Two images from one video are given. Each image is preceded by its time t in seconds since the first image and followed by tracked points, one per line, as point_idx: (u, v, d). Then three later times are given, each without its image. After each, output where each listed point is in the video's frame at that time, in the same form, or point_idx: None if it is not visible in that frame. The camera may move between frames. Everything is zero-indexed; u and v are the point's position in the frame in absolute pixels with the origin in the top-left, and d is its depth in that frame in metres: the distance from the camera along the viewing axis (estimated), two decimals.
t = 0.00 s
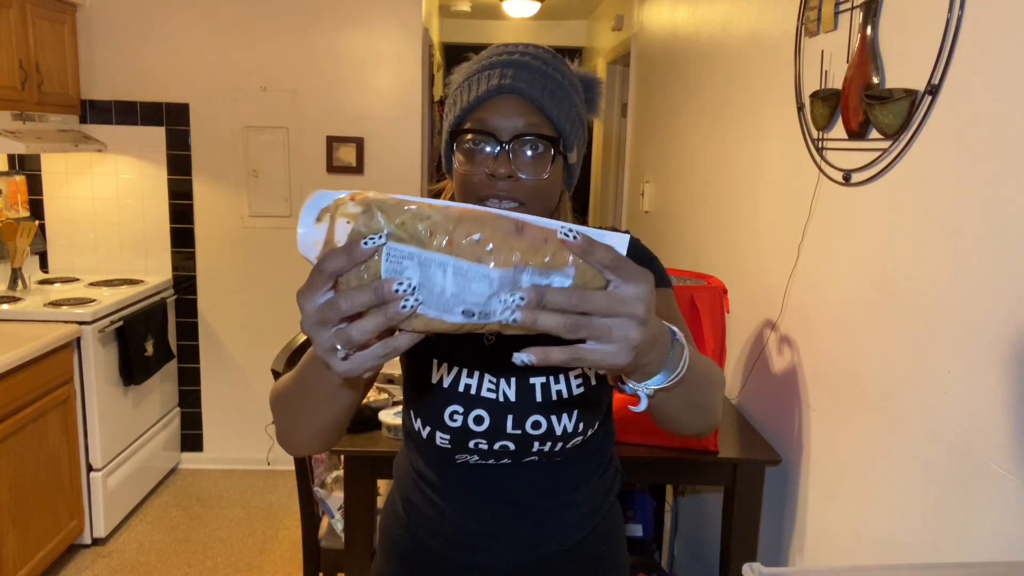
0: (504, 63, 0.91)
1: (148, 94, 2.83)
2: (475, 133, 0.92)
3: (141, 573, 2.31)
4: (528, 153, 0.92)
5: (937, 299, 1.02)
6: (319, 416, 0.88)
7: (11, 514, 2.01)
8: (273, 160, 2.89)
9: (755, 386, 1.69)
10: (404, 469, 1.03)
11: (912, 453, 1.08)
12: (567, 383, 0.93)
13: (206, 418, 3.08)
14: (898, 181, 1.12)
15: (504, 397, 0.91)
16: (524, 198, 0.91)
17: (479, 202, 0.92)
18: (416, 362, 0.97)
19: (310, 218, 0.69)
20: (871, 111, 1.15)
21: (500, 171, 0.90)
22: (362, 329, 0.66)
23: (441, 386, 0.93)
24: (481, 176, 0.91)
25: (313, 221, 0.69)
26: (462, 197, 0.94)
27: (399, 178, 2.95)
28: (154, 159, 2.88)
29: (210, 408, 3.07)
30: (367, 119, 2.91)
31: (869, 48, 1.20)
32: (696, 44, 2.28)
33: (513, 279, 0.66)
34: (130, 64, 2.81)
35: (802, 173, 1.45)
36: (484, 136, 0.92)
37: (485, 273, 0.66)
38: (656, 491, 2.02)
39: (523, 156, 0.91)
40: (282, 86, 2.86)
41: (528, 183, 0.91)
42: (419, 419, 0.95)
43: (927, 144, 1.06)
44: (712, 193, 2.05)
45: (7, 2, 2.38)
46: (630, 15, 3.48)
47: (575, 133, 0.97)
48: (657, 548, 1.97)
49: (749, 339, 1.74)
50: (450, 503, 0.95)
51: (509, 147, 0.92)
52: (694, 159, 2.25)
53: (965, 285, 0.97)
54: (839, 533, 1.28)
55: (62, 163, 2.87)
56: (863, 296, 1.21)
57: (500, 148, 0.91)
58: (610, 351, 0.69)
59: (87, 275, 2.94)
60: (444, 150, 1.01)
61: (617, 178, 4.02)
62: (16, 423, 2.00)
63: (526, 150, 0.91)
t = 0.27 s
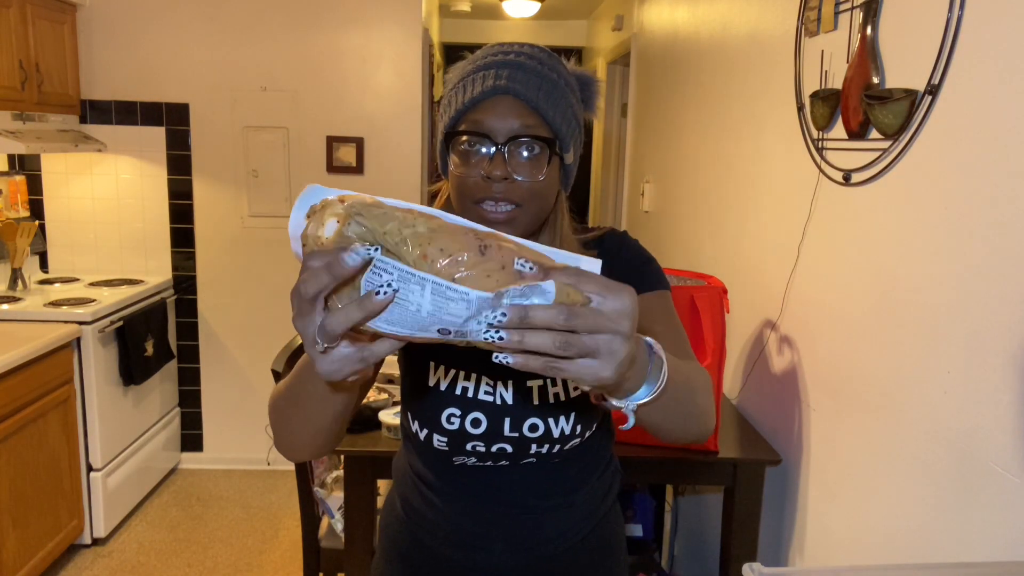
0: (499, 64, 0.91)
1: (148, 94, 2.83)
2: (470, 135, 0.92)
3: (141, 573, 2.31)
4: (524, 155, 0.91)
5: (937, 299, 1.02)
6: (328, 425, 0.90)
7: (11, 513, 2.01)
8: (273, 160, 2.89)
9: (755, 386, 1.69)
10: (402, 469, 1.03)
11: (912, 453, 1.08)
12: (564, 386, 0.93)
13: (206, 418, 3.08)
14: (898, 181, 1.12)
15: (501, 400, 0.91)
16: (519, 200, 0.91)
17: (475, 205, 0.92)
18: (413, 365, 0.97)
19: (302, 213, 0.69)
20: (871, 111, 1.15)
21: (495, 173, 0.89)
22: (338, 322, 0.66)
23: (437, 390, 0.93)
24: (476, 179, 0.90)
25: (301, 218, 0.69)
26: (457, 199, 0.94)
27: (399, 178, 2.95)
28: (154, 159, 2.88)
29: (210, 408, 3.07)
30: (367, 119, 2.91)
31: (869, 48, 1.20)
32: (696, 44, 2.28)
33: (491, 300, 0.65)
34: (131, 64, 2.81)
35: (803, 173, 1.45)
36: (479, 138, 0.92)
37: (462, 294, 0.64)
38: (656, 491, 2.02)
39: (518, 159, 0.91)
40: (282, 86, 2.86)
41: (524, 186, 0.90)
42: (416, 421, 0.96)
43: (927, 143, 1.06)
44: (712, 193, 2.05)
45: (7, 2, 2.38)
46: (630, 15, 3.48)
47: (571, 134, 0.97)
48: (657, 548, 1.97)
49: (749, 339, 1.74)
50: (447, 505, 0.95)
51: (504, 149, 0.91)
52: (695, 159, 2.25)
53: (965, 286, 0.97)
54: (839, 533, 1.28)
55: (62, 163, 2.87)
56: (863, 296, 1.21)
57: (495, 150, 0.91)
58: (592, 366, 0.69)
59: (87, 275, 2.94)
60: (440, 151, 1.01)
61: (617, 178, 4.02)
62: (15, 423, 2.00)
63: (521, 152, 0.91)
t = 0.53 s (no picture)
0: (493, 66, 0.91)
1: (148, 95, 2.83)
2: (464, 138, 0.92)
3: (141, 573, 2.31)
4: (518, 158, 0.91)
5: (937, 299, 1.02)
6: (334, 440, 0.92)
7: (11, 513, 2.01)
8: (273, 160, 2.89)
9: (754, 386, 1.69)
10: (401, 470, 1.03)
11: (912, 453, 1.08)
12: (561, 388, 0.93)
13: (206, 418, 3.08)
14: (898, 182, 1.12)
15: (498, 402, 0.92)
16: (514, 204, 0.91)
17: (470, 208, 0.92)
18: (411, 367, 0.97)
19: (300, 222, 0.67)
20: (871, 111, 1.14)
21: (490, 177, 0.89)
22: (348, 325, 0.65)
23: (435, 392, 0.94)
24: (471, 182, 0.90)
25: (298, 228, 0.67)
26: (452, 202, 0.94)
27: (399, 178, 2.95)
28: (154, 159, 2.88)
29: (210, 408, 3.07)
30: (367, 119, 2.91)
31: (869, 48, 1.20)
32: (696, 44, 2.28)
33: (489, 327, 0.66)
34: (131, 64, 2.81)
35: (803, 172, 1.45)
36: (473, 141, 0.92)
37: (466, 332, 0.65)
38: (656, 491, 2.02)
39: (513, 162, 0.91)
40: (282, 86, 2.86)
41: (518, 189, 0.90)
42: (414, 423, 0.96)
43: (927, 143, 1.06)
44: (712, 193, 2.05)
45: (7, 2, 2.38)
46: (630, 14, 3.48)
47: (565, 136, 0.97)
48: (657, 548, 1.97)
49: (749, 339, 1.74)
50: (445, 506, 0.95)
51: (499, 152, 0.91)
52: (694, 159, 2.25)
53: (965, 285, 0.97)
54: (839, 532, 1.28)
55: (62, 163, 2.87)
56: (863, 296, 1.21)
57: (489, 153, 0.91)
58: (589, 368, 0.69)
59: (87, 275, 2.94)
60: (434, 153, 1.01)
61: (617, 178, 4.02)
62: (15, 423, 2.00)
63: (515, 154, 0.91)
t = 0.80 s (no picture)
0: (495, 70, 0.91)
1: (148, 95, 2.83)
2: (465, 143, 0.92)
3: (141, 573, 2.31)
4: (519, 164, 0.91)
5: (937, 299, 1.02)
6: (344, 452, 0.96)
7: (11, 513, 2.01)
8: (273, 160, 2.89)
9: (754, 386, 1.69)
10: (399, 471, 1.03)
11: (912, 453, 1.08)
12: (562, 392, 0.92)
13: (206, 418, 3.08)
14: (898, 182, 1.12)
15: (499, 407, 0.91)
16: (514, 210, 0.90)
17: (470, 214, 0.91)
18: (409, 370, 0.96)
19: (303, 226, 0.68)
20: (871, 111, 1.14)
21: (490, 183, 0.88)
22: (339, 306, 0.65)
23: (435, 397, 0.93)
24: (471, 188, 0.90)
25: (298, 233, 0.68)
26: (452, 207, 0.93)
27: (399, 178, 2.95)
28: (155, 158, 2.88)
29: (210, 408, 3.07)
30: (367, 119, 2.91)
31: (869, 48, 1.20)
32: (697, 45, 2.28)
33: (474, 330, 0.66)
34: (131, 64, 2.81)
35: (803, 173, 1.45)
36: (474, 146, 0.91)
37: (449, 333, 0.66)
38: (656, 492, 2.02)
39: (513, 167, 0.90)
40: (282, 86, 2.86)
41: (519, 196, 0.90)
42: (413, 427, 0.95)
43: (927, 143, 1.06)
44: (712, 193, 2.05)
45: (7, 2, 2.38)
46: (630, 15, 3.47)
47: (567, 142, 0.97)
48: (657, 548, 1.97)
49: (749, 339, 1.74)
50: (445, 508, 0.95)
51: (500, 158, 0.91)
52: (695, 158, 2.25)
53: (965, 285, 0.97)
54: (839, 532, 1.28)
55: (62, 163, 2.87)
56: (863, 296, 1.21)
57: (490, 159, 0.90)
58: (570, 367, 0.69)
59: (87, 275, 2.94)
60: (435, 156, 1.01)
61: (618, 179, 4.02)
62: (15, 423, 2.00)
63: (516, 159, 0.91)
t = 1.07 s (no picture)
0: (507, 74, 0.89)
1: (148, 94, 2.83)
2: (474, 146, 0.90)
3: (141, 573, 2.31)
4: (529, 169, 0.89)
5: (937, 300, 1.02)
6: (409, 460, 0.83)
7: (11, 513, 2.01)
8: (273, 160, 2.89)
9: (754, 386, 1.69)
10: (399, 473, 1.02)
11: (912, 453, 1.08)
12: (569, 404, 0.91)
13: (206, 418, 3.08)
14: (898, 182, 1.12)
15: (506, 420, 0.89)
16: (521, 216, 0.89)
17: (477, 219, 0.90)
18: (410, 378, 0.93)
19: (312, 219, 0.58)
20: (871, 111, 1.15)
21: (499, 188, 0.88)
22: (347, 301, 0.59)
23: (440, 408, 0.91)
24: (479, 192, 0.88)
25: (305, 232, 0.58)
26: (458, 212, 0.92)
27: (399, 178, 2.95)
28: (155, 158, 2.88)
29: (210, 408, 3.07)
30: (367, 119, 2.91)
31: (869, 49, 1.20)
32: (697, 45, 2.28)
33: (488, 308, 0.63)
34: (131, 64, 2.81)
35: (803, 172, 1.45)
36: (483, 150, 0.89)
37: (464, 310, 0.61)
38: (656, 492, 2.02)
39: (522, 173, 0.89)
40: (282, 86, 2.86)
41: (527, 201, 0.89)
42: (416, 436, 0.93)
43: (927, 143, 1.06)
44: (712, 194, 2.05)
45: (7, 2, 2.37)
46: (630, 15, 3.48)
47: (578, 149, 0.95)
48: (658, 548, 1.97)
49: (750, 338, 1.74)
50: (448, 515, 0.95)
51: (508, 162, 0.89)
52: (694, 158, 2.25)
53: (965, 285, 0.97)
54: (839, 532, 1.28)
55: (62, 163, 2.87)
56: (863, 296, 1.21)
57: (499, 163, 0.89)
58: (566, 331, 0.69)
59: (87, 275, 2.94)
60: (441, 160, 0.99)
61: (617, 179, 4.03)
62: (15, 423, 2.00)
63: (525, 164, 0.89)
